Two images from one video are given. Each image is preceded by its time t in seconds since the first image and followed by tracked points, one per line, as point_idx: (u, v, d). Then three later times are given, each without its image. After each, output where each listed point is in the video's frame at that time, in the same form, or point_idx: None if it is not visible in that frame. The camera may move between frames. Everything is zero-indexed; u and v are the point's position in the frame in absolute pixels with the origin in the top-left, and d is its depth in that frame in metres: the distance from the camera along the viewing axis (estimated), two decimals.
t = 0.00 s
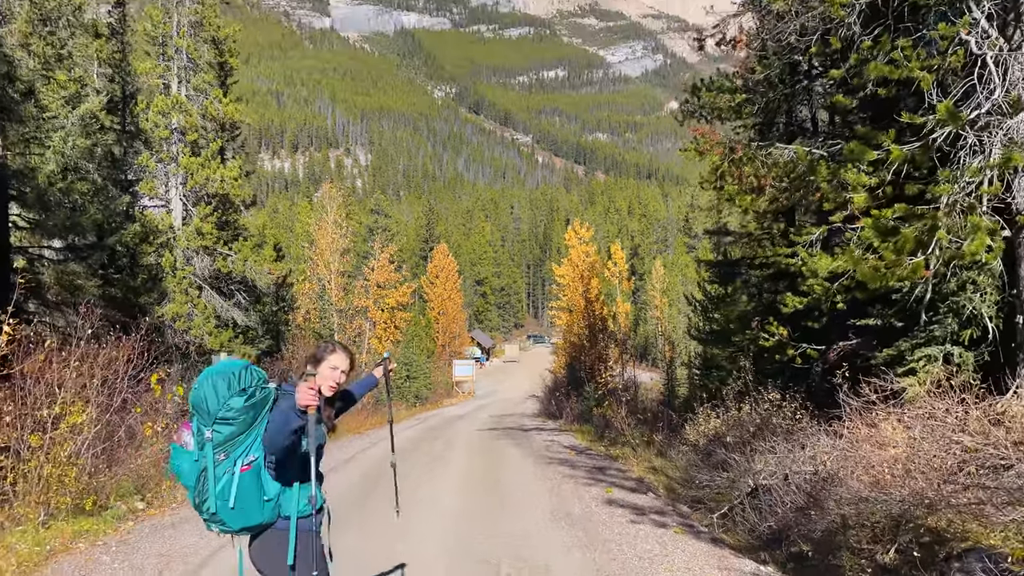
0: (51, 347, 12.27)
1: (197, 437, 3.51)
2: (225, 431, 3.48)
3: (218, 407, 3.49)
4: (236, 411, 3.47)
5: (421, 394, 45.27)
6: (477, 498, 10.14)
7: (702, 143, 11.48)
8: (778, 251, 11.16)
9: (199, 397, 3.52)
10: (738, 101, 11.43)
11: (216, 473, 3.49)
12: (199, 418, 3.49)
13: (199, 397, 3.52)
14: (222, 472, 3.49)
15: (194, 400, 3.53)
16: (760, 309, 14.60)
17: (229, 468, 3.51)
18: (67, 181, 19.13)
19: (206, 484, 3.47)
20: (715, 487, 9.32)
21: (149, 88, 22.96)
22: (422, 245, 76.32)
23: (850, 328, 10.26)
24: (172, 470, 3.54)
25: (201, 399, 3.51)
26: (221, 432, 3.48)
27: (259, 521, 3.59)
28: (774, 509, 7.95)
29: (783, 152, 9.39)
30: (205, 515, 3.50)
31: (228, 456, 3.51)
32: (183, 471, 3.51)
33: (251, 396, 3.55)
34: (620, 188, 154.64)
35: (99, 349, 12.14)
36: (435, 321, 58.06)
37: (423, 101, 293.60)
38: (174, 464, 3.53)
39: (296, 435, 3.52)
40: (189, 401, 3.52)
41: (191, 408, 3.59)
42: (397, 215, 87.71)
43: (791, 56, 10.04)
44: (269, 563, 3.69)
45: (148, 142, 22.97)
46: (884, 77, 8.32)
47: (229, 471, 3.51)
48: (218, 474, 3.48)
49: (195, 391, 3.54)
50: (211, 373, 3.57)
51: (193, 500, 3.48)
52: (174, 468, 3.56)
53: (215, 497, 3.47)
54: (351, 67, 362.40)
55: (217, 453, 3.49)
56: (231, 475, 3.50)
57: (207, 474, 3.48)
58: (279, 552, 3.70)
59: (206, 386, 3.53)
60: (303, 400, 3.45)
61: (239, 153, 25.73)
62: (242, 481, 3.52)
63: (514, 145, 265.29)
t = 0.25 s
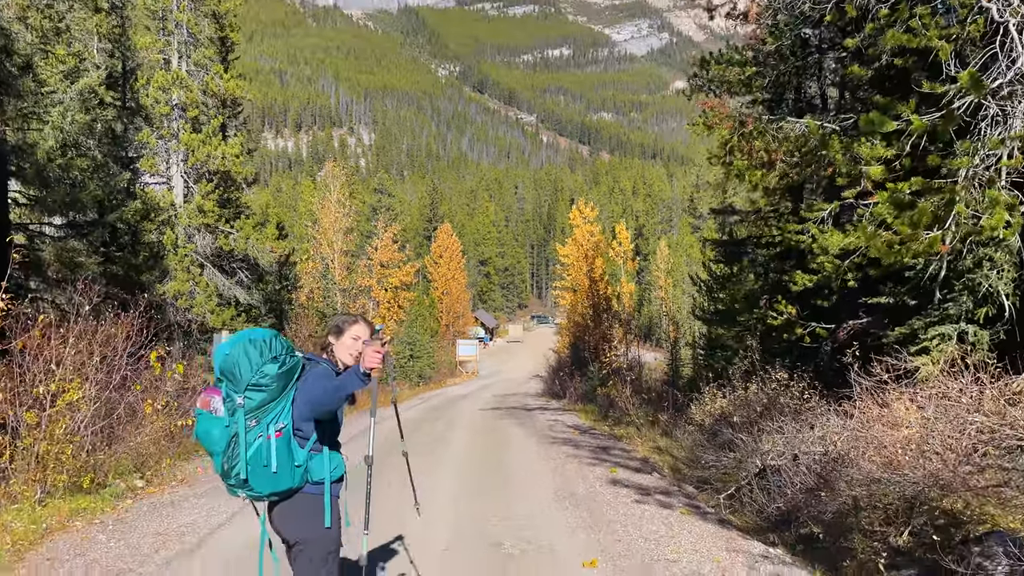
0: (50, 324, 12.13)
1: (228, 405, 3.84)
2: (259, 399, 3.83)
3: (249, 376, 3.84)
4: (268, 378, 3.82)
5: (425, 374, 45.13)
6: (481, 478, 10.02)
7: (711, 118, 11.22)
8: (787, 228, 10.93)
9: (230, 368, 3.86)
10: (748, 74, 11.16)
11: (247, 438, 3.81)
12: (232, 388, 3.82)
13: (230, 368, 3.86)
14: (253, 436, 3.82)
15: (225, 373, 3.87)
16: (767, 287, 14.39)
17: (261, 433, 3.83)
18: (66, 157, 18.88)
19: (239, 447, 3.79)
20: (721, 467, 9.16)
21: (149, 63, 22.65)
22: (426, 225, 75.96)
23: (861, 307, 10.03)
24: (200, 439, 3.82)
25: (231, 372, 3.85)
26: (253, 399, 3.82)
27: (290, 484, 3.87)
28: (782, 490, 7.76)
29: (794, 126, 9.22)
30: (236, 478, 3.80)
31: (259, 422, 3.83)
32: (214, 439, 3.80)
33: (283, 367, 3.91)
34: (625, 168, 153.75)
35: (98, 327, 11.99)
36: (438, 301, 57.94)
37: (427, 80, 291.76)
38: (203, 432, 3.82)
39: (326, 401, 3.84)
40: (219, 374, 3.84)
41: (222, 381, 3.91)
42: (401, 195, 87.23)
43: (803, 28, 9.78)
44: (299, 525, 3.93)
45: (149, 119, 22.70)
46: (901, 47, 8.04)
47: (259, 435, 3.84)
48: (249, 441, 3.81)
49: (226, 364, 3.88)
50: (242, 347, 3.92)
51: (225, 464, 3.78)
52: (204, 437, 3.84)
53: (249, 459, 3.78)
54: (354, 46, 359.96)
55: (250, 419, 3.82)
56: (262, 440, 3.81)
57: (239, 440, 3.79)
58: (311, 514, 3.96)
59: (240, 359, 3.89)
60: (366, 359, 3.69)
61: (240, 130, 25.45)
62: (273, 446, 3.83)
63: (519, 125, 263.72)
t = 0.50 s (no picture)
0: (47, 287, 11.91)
1: (258, 371, 3.72)
2: (288, 365, 3.73)
3: (278, 344, 3.71)
4: (298, 344, 3.72)
5: (429, 341, 45.02)
6: (485, 444, 9.90)
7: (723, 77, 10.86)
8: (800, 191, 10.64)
9: (257, 335, 3.73)
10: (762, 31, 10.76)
11: (279, 403, 3.73)
12: (262, 356, 3.69)
13: (257, 334, 3.73)
14: (285, 402, 3.74)
15: (251, 340, 3.73)
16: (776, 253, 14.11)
17: (291, 399, 3.75)
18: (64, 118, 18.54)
19: (271, 414, 3.71)
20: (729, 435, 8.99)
21: (148, 23, 22.19)
22: (430, 191, 75.47)
23: (876, 273, 9.78)
24: (230, 407, 3.71)
25: (258, 339, 3.71)
26: (283, 365, 3.72)
27: (323, 448, 3.83)
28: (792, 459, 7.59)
29: (811, 85, 9.03)
30: (268, 443, 3.73)
31: (290, 388, 3.75)
32: (244, 407, 3.70)
33: (310, 333, 3.80)
34: (631, 135, 152.29)
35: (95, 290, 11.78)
36: (443, 268, 57.66)
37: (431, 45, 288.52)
38: (233, 399, 3.71)
39: (360, 367, 3.80)
40: (246, 342, 3.70)
41: (246, 347, 3.77)
42: (405, 161, 86.55)
43: None
44: (328, 486, 3.91)
45: (149, 81, 22.29)
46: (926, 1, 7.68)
47: (290, 401, 3.76)
48: (281, 406, 3.73)
49: (251, 330, 3.74)
50: (266, 313, 3.78)
51: (258, 430, 3.70)
52: (233, 404, 3.72)
53: (282, 425, 3.72)
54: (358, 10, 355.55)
55: (280, 385, 3.72)
56: (294, 406, 3.74)
57: (271, 406, 3.70)
58: (338, 476, 3.92)
59: (265, 325, 3.75)
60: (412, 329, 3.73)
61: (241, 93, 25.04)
62: (304, 411, 3.77)
63: (524, 91, 261.08)
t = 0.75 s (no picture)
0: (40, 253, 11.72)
1: (287, 323, 3.64)
2: (317, 316, 3.68)
3: (309, 294, 3.68)
4: (327, 297, 3.69)
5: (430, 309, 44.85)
6: (486, 413, 9.77)
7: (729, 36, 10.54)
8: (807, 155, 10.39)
9: (287, 288, 3.67)
10: None
11: (306, 355, 3.65)
12: (293, 306, 3.64)
13: (287, 287, 3.68)
14: (311, 354, 3.66)
15: (280, 291, 3.68)
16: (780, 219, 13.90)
17: (318, 352, 3.68)
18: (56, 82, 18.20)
19: (299, 364, 3.62)
20: (732, 403, 8.85)
21: None
22: (431, 157, 74.95)
23: (883, 239, 9.58)
24: (256, 357, 3.60)
25: (288, 289, 3.66)
26: (312, 317, 3.66)
27: (346, 402, 3.74)
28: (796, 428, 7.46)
29: (822, 42, 8.69)
30: (292, 396, 3.63)
31: (316, 341, 3.67)
32: (272, 356, 3.60)
33: (337, 288, 3.78)
34: (633, 100, 150.83)
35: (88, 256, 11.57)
36: (443, 235, 57.39)
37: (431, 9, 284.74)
38: (261, 350, 3.61)
39: (390, 321, 3.80)
40: (277, 290, 3.65)
41: (274, 299, 3.71)
42: (405, 127, 85.85)
43: None
44: (346, 441, 3.79)
45: (143, 43, 21.89)
46: None
47: (316, 353, 3.69)
48: (307, 358, 3.65)
49: (279, 282, 3.69)
50: (295, 266, 3.74)
51: (284, 380, 3.59)
52: (259, 354, 3.62)
53: (309, 376, 3.63)
54: None
55: (308, 336, 3.66)
56: (322, 358, 3.67)
57: (299, 357, 3.63)
58: (360, 433, 3.80)
59: (295, 276, 3.72)
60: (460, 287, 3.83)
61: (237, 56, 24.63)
62: (329, 364, 3.69)
63: (526, 56, 258.33)
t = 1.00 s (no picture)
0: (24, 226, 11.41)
1: (338, 306, 3.54)
2: (362, 299, 3.64)
3: (357, 277, 3.61)
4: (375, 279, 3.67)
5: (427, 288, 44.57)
6: (481, 392, 9.56)
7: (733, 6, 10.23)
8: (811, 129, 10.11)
9: (336, 269, 3.55)
10: None
11: (352, 337, 3.61)
12: (345, 289, 3.55)
13: (335, 269, 3.55)
14: (357, 335, 3.63)
15: (331, 272, 3.55)
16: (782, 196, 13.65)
17: (362, 332, 3.66)
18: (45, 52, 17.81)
19: (349, 347, 3.56)
20: (731, 383, 8.63)
21: None
22: (428, 136, 74.39)
23: (889, 216, 9.33)
24: (310, 341, 3.48)
25: (336, 271, 3.55)
26: (359, 299, 3.62)
27: (382, 382, 3.75)
28: (797, 408, 7.24)
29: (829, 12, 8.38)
30: (340, 378, 3.56)
31: (361, 321, 3.66)
32: (326, 341, 3.50)
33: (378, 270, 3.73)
34: (633, 80, 149.84)
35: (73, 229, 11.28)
36: (441, 214, 57.04)
37: None
38: (313, 334, 3.49)
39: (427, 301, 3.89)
40: (331, 272, 3.53)
41: (320, 280, 3.57)
42: (402, 105, 85.16)
43: None
44: (376, 411, 3.74)
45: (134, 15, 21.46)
46: None
47: (360, 335, 3.66)
48: (354, 339, 3.61)
49: (327, 263, 3.56)
50: (342, 246, 3.62)
51: (337, 365, 3.52)
52: (310, 339, 3.50)
53: (358, 359, 3.60)
54: None
55: (354, 319, 3.61)
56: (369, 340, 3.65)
57: (349, 339, 3.58)
58: (388, 402, 3.78)
59: (343, 258, 3.61)
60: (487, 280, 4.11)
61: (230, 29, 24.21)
62: (372, 344, 3.70)
63: (525, 35, 256.31)
